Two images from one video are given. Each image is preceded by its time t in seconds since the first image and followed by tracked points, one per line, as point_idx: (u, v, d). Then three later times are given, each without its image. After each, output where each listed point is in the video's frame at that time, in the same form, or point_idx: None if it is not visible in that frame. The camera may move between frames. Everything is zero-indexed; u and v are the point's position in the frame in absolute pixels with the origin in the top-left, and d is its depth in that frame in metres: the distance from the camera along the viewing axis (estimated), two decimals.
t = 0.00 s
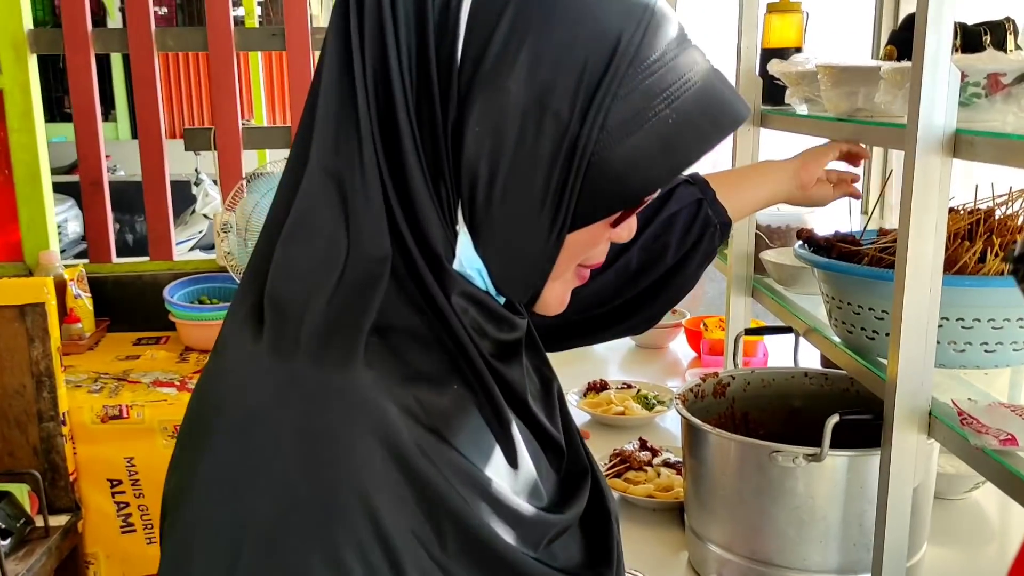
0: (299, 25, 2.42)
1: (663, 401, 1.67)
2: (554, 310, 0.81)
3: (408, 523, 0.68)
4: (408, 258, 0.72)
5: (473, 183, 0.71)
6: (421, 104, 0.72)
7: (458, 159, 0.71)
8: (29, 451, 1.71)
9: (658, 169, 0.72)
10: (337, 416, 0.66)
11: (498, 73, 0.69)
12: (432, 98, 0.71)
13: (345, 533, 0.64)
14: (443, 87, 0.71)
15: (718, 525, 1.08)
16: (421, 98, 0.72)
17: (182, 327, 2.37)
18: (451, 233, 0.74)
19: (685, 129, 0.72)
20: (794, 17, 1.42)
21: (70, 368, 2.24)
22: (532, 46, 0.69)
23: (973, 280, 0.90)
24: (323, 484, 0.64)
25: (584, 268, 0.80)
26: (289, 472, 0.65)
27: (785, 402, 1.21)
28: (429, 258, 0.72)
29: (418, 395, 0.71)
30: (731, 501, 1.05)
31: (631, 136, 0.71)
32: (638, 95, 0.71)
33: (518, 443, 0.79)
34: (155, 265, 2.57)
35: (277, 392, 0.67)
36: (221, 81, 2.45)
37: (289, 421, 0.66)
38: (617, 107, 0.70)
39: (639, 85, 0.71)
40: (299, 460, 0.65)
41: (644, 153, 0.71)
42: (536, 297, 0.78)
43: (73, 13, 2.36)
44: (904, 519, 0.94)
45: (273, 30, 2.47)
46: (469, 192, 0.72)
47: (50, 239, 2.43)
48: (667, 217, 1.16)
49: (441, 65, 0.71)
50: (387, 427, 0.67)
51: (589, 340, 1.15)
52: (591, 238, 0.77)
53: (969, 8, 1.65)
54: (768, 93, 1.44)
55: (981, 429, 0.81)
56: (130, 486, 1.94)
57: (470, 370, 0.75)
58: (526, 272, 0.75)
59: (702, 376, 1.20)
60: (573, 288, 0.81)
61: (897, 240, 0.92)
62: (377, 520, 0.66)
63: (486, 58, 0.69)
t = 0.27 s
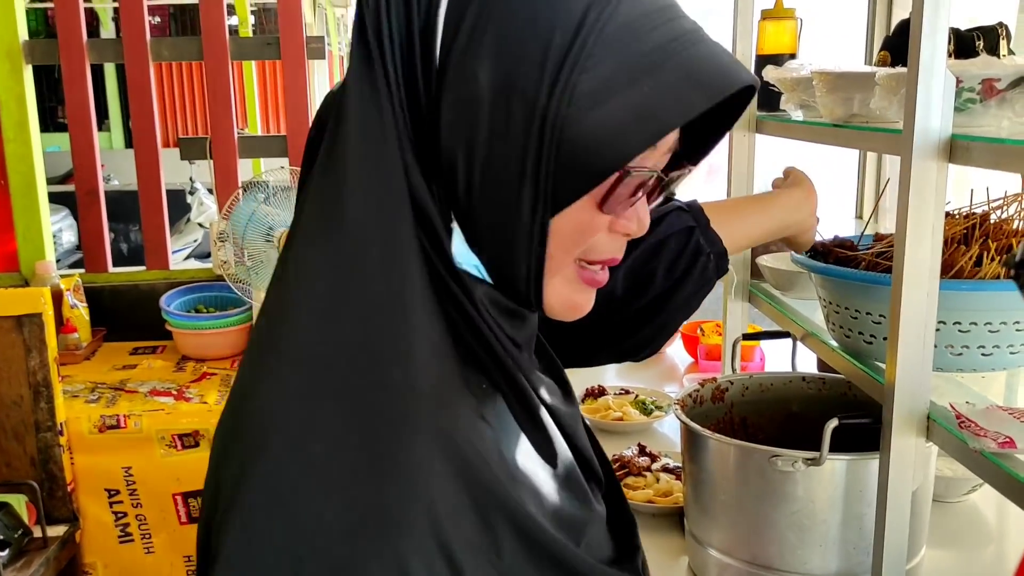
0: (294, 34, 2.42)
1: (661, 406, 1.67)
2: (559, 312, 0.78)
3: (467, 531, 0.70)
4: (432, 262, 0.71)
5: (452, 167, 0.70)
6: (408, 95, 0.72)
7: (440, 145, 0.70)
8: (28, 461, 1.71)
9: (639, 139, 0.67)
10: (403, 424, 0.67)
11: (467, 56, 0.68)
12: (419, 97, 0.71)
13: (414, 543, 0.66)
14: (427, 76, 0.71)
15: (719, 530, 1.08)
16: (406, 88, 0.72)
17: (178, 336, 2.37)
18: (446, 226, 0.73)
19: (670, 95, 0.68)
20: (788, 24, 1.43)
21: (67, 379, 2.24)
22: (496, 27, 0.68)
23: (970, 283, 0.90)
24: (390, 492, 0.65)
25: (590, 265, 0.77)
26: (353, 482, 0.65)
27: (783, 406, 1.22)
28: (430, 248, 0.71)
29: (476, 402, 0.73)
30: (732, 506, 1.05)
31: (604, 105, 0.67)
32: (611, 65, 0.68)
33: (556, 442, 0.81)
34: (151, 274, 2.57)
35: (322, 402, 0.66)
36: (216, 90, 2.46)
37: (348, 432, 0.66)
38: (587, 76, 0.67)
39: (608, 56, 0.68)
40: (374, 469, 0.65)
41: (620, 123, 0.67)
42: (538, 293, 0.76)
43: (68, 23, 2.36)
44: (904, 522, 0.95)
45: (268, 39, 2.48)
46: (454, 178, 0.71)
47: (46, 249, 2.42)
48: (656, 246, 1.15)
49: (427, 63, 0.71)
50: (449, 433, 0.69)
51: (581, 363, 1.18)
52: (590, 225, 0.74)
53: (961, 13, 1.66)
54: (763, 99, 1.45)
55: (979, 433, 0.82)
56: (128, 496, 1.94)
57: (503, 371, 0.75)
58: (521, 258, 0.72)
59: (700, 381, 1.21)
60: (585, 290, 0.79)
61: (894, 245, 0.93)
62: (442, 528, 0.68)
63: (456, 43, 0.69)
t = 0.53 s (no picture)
0: (289, 38, 2.42)
1: (658, 408, 1.68)
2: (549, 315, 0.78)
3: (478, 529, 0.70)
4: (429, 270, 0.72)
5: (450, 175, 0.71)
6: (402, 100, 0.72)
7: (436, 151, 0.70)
8: (24, 465, 1.71)
9: (632, 141, 0.67)
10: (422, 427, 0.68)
11: (463, 63, 0.68)
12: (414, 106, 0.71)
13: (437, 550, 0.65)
14: (420, 77, 0.71)
15: (716, 531, 1.09)
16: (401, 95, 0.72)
17: (175, 340, 2.37)
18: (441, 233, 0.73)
19: (654, 102, 0.68)
20: (783, 27, 1.43)
21: (64, 383, 2.23)
22: (489, 32, 0.68)
23: (965, 285, 0.91)
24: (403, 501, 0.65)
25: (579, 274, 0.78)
26: (357, 485, 0.65)
27: (779, 407, 1.23)
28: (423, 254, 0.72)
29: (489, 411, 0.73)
30: (728, 507, 1.06)
31: (596, 111, 0.67)
32: (601, 71, 0.68)
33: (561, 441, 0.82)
34: (147, 278, 2.56)
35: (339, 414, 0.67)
36: (212, 94, 2.46)
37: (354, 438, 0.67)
38: (579, 83, 0.67)
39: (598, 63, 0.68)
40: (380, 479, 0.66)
41: (609, 128, 0.67)
42: (531, 299, 0.75)
43: (63, 27, 2.36)
44: (900, 522, 0.95)
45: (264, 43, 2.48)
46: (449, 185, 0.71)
47: (42, 253, 2.42)
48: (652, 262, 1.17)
49: (421, 74, 0.71)
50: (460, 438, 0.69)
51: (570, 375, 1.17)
52: (585, 227, 0.73)
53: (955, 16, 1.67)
54: (757, 102, 1.46)
55: (975, 433, 0.82)
56: (125, 500, 1.94)
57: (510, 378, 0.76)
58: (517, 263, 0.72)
59: (697, 383, 1.21)
60: (570, 294, 0.78)
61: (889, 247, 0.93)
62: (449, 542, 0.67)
63: (450, 50, 0.68)
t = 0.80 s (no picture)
0: (288, 40, 2.43)
1: (657, 409, 1.68)
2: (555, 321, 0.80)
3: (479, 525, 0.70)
4: (428, 282, 0.71)
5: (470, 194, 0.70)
6: (412, 121, 0.72)
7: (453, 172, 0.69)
8: (24, 467, 1.71)
9: (651, 169, 0.70)
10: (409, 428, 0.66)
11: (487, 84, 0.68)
12: (424, 119, 0.71)
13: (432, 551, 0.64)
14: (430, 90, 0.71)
15: (716, 530, 1.09)
16: (411, 116, 0.72)
17: (174, 341, 2.37)
18: (448, 253, 0.72)
19: (668, 135, 0.71)
20: (781, 29, 1.44)
21: (63, 385, 2.23)
22: (516, 59, 0.68)
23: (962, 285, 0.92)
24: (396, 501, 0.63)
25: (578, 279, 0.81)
26: (355, 485, 0.64)
27: (778, 407, 1.23)
28: (432, 273, 0.71)
29: (483, 408, 0.72)
30: (729, 507, 1.06)
31: (621, 140, 0.70)
32: (622, 102, 0.70)
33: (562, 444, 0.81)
34: (147, 280, 2.57)
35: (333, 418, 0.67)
36: (211, 95, 2.46)
37: (352, 437, 0.66)
38: (606, 111, 0.70)
39: (622, 94, 0.70)
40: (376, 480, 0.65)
41: (631, 159, 0.70)
42: (536, 313, 0.76)
43: (62, 29, 2.36)
44: (899, 520, 0.96)
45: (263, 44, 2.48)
46: (465, 205, 0.70)
47: (41, 255, 2.42)
48: (660, 256, 1.20)
49: (431, 87, 0.71)
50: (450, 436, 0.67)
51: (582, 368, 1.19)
52: (592, 241, 0.76)
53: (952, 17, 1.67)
54: (756, 103, 1.46)
55: (972, 433, 0.83)
56: (125, 502, 1.94)
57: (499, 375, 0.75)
58: (529, 284, 0.73)
59: (697, 384, 1.22)
60: (569, 299, 0.81)
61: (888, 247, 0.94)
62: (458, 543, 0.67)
63: (475, 75, 0.68)
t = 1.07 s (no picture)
0: (288, 41, 2.43)
1: (657, 408, 1.69)
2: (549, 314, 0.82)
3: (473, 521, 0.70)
4: (423, 282, 0.72)
5: (468, 196, 0.71)
6: (408, 124, 0.73)
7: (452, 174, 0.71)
8: (26, 468, 1.72)
9: (643, 168, 0.73)
10: (405, 424, 0.65)
11: (484, 88, 0.70)
12: (421, 123, 0.72)
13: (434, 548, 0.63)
14: (424, 93, 0.72)
15: (715, 530, 1.10)
16: (407, 119, 0.73)
17: (175, 343, 2.37)
18: (448, 250, 0.73)
19: (656, 135, 0.73)
20: (779, 29, 1.44)
21: (65, 386, 2.24)
22: (512, 62, 0.70)
23: (959, 284, 0.92)
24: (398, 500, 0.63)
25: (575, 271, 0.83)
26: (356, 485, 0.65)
27: (777, 407, 1.23)
28: (432, 274, 0.72)
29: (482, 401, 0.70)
30: (728, 506, 1.07)
31: (616, 143, 0.72)
32: (613, 104, 0.72)
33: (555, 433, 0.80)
34: (147, 281, 2.57)
35: (332, 412, 0.66)
36: (211, 97, 2.46)
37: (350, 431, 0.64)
38: (600, 115, 0.72)
39: (614, 96, 0.72)
40: (370, 479, 0.65)
41: (623, 159, 0.72)
42: (531, 306, 0.78)
43: (62, 31, 2.37)
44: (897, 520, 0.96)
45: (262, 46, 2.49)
46: (464, 206, 0.71)
47: (41, 257, 2.43)
48: (655, 251, 1.22)
49: (428, 92, 0.72)
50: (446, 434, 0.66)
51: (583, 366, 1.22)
52: (586, 237, 0.78)
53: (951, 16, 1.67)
54: (754, 103, 1.47)
55: (970, 431, 0.83)
56: (126, 503, 1.94)
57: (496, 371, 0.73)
58: (527, 279, 0.75)
59: (696, 383, 1.22)
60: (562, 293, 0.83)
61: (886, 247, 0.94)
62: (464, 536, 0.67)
63: (472, 78, 0.70)
